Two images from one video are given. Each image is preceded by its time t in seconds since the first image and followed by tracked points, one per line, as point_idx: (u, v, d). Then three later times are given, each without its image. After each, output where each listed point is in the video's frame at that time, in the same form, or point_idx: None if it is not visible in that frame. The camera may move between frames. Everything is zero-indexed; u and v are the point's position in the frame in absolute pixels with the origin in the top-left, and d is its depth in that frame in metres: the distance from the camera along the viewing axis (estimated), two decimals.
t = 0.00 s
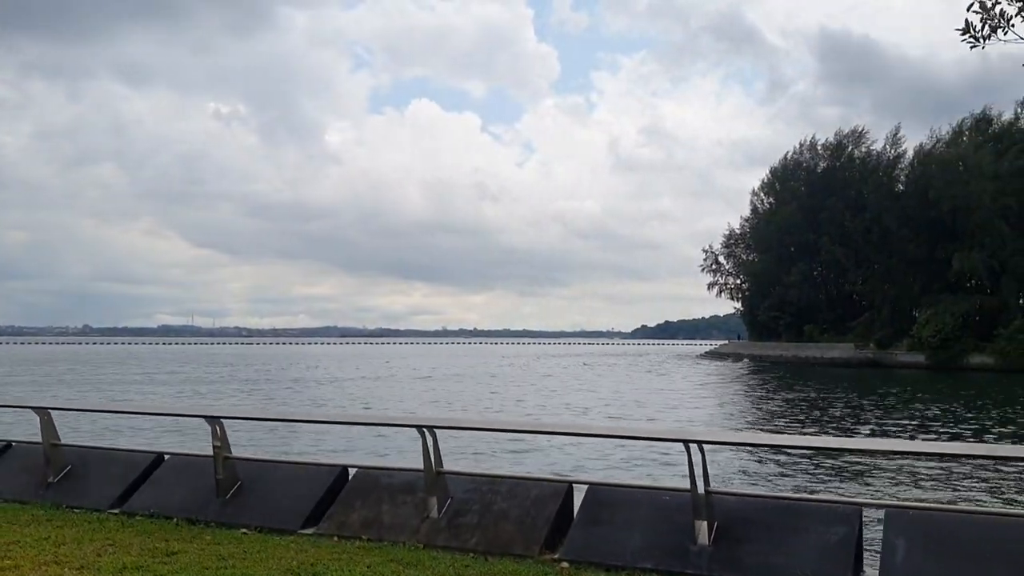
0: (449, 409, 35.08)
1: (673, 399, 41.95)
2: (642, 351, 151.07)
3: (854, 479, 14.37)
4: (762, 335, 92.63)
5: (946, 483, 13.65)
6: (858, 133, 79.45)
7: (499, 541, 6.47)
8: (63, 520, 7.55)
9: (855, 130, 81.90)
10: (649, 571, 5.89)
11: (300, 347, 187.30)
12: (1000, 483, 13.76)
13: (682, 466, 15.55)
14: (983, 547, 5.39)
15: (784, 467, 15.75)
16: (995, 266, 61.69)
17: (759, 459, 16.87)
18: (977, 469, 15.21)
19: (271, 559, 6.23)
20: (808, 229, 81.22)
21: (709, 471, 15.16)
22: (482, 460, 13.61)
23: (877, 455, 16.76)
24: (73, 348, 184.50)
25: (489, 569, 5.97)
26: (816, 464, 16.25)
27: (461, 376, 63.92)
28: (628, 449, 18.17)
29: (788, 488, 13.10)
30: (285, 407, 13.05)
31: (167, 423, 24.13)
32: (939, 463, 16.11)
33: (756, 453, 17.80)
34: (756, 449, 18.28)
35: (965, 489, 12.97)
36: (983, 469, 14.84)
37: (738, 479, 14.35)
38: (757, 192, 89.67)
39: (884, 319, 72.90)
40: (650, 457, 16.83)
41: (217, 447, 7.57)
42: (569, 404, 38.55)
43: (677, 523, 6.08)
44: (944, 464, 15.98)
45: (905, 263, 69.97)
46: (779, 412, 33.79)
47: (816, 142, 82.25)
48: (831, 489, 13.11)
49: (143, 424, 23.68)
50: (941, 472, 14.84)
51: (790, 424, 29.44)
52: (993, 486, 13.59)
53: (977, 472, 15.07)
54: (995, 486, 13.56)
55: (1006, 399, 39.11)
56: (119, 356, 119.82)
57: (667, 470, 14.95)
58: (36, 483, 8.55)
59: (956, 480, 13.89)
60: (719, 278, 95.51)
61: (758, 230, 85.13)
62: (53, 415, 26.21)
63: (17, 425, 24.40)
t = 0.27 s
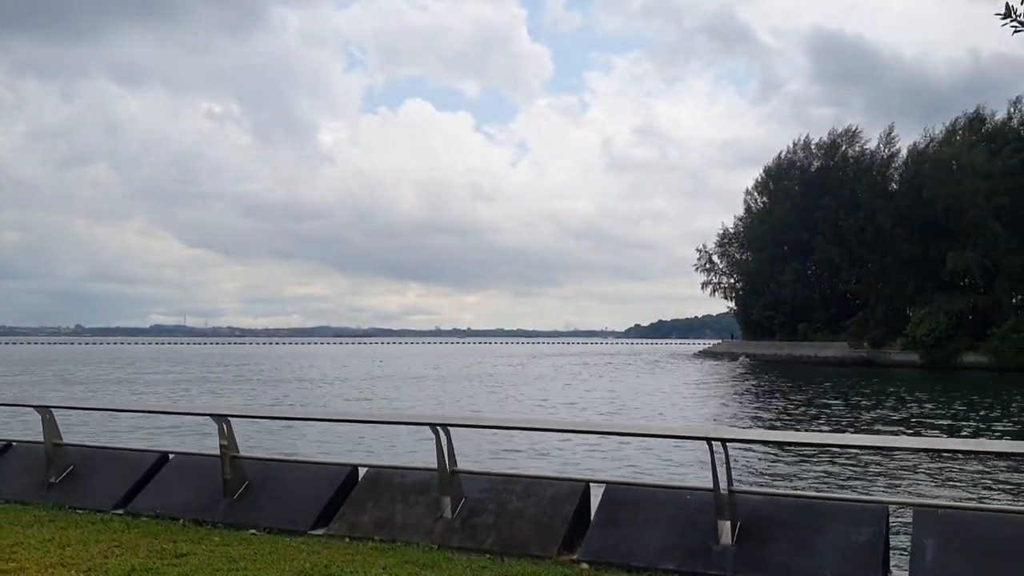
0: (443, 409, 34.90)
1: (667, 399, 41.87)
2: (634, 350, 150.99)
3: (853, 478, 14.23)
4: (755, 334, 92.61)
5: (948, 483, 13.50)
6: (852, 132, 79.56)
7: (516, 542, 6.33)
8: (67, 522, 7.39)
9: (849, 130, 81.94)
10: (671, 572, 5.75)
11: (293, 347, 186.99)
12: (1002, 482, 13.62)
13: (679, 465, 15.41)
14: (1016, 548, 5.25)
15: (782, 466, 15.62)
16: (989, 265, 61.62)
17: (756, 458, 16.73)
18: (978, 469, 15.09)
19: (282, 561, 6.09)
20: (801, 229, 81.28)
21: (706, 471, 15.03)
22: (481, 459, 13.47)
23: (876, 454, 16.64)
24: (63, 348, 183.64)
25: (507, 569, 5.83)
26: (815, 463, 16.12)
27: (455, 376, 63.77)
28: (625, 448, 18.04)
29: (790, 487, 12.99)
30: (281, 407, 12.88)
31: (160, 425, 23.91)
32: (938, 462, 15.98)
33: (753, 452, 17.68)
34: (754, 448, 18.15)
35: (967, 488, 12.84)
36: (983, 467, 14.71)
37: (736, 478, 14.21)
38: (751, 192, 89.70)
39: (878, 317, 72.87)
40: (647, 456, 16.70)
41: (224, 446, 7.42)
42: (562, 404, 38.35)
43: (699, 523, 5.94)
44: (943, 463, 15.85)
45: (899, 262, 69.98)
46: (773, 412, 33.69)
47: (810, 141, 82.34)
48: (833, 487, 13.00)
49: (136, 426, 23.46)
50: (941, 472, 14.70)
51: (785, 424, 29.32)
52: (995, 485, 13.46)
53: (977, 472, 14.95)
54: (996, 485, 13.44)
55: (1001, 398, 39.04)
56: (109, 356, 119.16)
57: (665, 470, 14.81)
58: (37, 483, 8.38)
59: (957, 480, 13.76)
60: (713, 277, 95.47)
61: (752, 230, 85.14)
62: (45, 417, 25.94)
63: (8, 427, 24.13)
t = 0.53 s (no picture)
0: (435, 411, 34.71)
1: (661, 399, 41.75)
2: (627, 351, 150.97)
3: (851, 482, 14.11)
4: (748, 334, 92.56)
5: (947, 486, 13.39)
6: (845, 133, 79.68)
7: (530, 550, 6.19)
8: (68, 528, 7.22)
9: (841, 131, 82.08)
10: None
11: (285, 348, 186.58)
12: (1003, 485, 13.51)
13: (675, 468, 15.27)
14: None
15: (778, 471, 15.49)
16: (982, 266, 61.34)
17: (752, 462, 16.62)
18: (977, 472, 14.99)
19: (292, 569, 5.94)
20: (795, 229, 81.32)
21: (703, 474, 14.89)
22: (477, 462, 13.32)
23: (874, 457, 16.53)
24: (54, 349, 183.02)
25: None
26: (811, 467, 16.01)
27: (448, 378, 63.56)
28: (620, 451, 17.90)
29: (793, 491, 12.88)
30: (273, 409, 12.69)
31: (154, 428, 23.71)
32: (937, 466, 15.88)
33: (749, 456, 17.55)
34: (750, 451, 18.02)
35: (968, 492, 12.74)
36: (983, 471, 14.60)
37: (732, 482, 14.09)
38: (744, 192, 89.75)
39: (870, 317, 72.16)
40: (643, 458, 16.56)
41: (228, 451, 7.27)
42: (554, 405, 38.16)
43: (719, 530, 5.81)
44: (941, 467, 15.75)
45: (892, 262, 70.00)
46: (767, 412, 33.60)
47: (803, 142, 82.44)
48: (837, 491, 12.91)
49: (129, 429, 23.25)
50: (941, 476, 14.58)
51: (780, 424, 29.22)
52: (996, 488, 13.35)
53: (976, 476, 14.85)
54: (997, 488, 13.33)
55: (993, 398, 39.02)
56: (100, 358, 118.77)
57: (661, 474, 14.67)
58: (36, 488, 8.20)
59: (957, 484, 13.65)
60: (706, 278, 95.46)
61: (746, 230, 85.15)
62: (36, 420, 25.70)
63: None
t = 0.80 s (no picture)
0: (429, 412, 34.57)
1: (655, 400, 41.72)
2: (619, 352, 150.89)
3: (849, 484, 14.04)
4: (742, 334, 92.55)
5: (947, 489, 13.33)
6: (838, 133, 79.75)
7: (544, 554, 6.08)
8: (70, 532, 7.09)
9: (834, 132, 82.13)
10: None
11: (279, 348, 186.24)
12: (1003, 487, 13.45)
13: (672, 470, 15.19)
14: None
15: (774, 471, 15.43)
16: (976, 266, 61.68)
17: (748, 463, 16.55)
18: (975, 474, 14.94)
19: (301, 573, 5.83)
20: (788, 230, 81.33)
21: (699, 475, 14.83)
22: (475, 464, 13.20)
23: (872, 457, 16.46)
24: (45, 350, 182.45)
25: None
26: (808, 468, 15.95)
27: (442, 378, 63.43)
28: (617, 452, 17.81)
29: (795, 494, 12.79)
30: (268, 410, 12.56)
31: (147, 431, 23.50)
32: (935, 467, 15.82)
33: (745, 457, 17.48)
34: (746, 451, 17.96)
35: (972, 496, 12.67)
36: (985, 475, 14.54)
37: (730, 483, 14.02)
38: (737, 192, 89.79)
39: (865, 318, 73.12)
40: (639, 460, 16.48)
41: (234, 453, 7.15)
42: (548, 406, 38.06)
43: (737, 532, 5.71)
44: (940, 469, 15.70)
45: (886, 263, 70.03)
46: (762, 412, 33.52)
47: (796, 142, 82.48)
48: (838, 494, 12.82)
49: (122, 432, 23.05)
50: (939, 479, 14.52)
51: (775, 425, 29.12)
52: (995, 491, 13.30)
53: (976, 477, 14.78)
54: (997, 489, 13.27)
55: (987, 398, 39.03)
56: (91, 360, 118.01)
57: (658, 475, 14.59)
58: (36, 491, 8.06)
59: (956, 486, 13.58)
60: (700, 278, 95.41)
61: (739, 231, 85.16)
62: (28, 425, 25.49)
63: None
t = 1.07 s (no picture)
0: (422, 412, 34.46)
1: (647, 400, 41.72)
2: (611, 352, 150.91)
3: (846, 486, 13.98)
4: (734, 334, 92.55)
5: (948, 491, 13.32)
6: (831, 134, 80.11)
7: (557, 555, 6.00)
8: (73, 534, 6.98)
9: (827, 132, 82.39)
10: None
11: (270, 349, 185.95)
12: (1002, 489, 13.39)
13: (671, 471, 15.13)
14: None
15: (770, 471, 15.37)
16: (967, 267, 61.66)
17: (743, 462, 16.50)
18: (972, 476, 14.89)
19: None
20: (781, 230, 81.41)
21: (695, 475, 14.76)
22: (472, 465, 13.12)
23: (869, 457, 16.42)
24: (33, 350, 181.46)
25: None
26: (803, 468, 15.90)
27: (435, 379, 63.38)
28: (614, 453, 17.76)
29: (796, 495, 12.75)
30: (265, 410, 12.45)
31: (140, 432, 23.31)
32: (931, 466, 15.78)
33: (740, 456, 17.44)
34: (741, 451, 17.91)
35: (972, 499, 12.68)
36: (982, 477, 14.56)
37: (726, 483, 13.96)
38: (730, 193, 89.93)
39: (856, 318, 72.48)
40: (636, 460, 16.42)
41: (240, 453, 7.06)
42: (541, 406, 38.01)
43: (753, 533, 5.64)
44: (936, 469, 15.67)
45: (878, 263, 70.10)
46: (754, 412, 33.49)
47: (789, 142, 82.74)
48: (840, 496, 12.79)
49: (114, 433, 22.87)
50: (937, 480, 14.54)
51: (768, 425, 29.08)
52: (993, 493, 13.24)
53: (973, 479, 14.73)
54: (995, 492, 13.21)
55: (979, 398, 39.09)
56: (80, 360, 117.23)
57: (657, 476, 14.53)
58: (37, 493, 7.94)
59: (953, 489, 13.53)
60: (693, 278, 95.48)
61: (732, 231, 85.28)
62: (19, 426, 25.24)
63: None
